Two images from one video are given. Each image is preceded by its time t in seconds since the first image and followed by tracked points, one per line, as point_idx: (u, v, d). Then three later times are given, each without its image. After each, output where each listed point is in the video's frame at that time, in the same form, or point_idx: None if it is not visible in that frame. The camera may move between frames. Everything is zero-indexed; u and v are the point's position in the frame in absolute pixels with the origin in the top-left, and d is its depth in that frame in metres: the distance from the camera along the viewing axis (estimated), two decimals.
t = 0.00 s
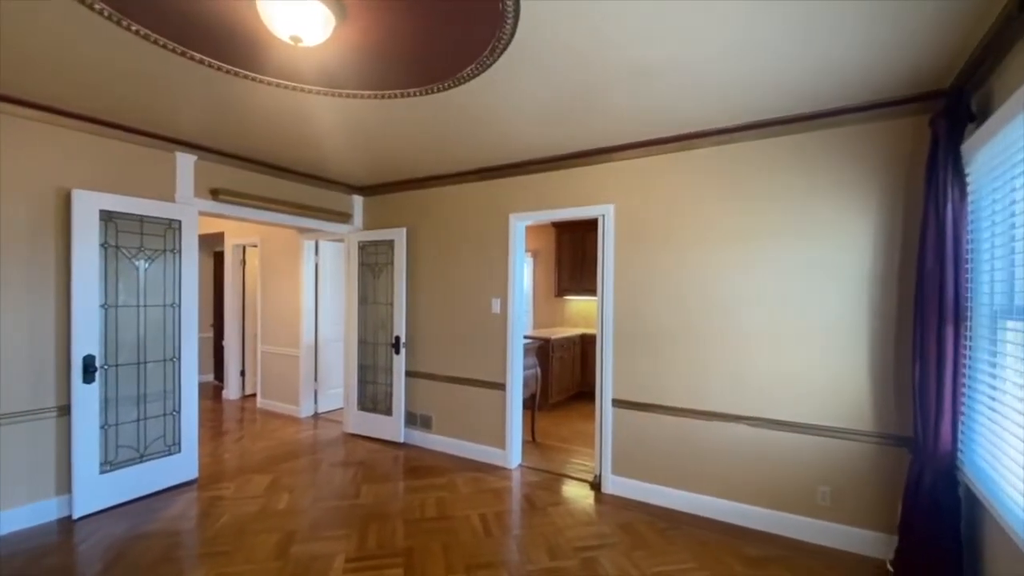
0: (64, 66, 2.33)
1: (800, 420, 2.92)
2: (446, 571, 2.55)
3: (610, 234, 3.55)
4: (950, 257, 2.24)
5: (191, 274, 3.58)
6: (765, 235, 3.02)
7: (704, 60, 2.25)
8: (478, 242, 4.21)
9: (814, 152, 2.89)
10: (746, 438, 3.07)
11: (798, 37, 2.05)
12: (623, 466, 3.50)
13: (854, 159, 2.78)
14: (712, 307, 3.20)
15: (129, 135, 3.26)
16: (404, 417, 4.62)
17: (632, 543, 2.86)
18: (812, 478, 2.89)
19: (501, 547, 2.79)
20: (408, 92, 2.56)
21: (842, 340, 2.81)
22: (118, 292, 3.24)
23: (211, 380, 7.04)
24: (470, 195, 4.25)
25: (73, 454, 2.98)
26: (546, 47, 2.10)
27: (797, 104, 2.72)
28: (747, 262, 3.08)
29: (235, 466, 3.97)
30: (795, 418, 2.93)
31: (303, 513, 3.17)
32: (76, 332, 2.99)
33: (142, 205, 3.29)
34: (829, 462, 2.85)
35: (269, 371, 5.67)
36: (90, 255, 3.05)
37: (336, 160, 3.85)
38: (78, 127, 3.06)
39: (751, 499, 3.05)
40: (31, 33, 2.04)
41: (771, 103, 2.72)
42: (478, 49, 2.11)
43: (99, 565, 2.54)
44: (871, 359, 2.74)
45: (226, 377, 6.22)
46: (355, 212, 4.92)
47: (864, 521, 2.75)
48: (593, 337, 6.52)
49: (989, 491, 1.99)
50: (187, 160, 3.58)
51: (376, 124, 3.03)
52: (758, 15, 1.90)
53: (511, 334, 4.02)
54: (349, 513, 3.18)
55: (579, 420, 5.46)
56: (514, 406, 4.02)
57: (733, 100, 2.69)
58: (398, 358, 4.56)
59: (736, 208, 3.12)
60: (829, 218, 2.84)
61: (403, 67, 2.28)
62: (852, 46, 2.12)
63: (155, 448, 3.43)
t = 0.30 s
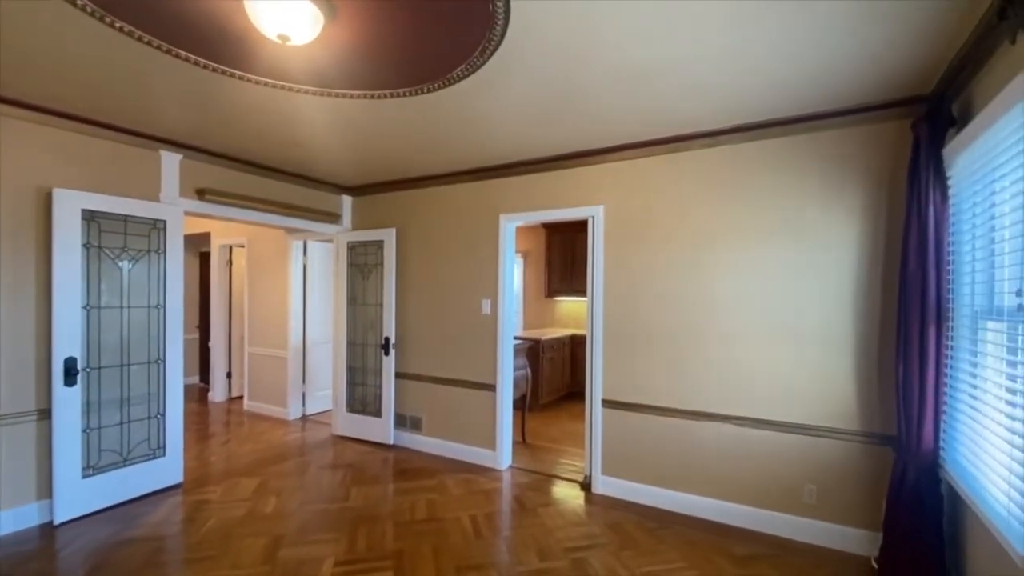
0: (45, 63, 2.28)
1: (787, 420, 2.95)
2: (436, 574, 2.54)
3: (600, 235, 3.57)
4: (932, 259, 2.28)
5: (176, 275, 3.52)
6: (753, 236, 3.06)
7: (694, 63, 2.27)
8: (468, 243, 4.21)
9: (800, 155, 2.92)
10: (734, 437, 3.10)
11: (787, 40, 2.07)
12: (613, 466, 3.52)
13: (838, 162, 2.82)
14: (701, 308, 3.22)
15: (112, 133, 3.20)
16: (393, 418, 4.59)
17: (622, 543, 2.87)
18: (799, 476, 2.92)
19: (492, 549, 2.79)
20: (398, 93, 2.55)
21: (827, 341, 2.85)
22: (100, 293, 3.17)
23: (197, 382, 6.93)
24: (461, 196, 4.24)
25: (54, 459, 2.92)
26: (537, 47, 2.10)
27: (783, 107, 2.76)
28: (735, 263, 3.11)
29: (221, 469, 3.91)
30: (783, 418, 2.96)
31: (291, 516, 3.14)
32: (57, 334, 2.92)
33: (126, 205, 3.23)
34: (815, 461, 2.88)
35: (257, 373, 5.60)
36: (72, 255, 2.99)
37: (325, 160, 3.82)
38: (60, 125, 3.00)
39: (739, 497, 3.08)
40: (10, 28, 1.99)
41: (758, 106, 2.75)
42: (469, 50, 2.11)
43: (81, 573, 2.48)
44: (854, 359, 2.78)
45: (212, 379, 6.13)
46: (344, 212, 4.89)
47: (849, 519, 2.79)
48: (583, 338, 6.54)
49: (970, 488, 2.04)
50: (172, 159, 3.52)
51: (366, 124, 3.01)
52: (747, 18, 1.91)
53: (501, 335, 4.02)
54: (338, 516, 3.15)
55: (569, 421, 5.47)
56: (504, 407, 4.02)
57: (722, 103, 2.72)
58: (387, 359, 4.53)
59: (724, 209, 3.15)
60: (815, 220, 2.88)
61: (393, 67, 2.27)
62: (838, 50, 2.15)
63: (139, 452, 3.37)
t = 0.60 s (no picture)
0: (32, 61, 2.25)
1: (777, 420, 2.97)
2: None
3: (593, 236, 3.57)
4: (921, 260, 2.31)
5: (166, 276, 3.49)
6: (745, 238, 3.08)
7: (686, 65, 2.28)
8: (462, 244, 4.20)
9: (791, 157, 2.95)
10: (726, 438, 3.11)
11: (778, 42, 2.09)
12: (606, 467, 3.52)
13: (828, 164, 2.85)
14: (693, 309, 3.23)
15: (100, 132, 3.16)
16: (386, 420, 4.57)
17: (615, 543, 2.88)
18: (790, 476, 2.94)
19: (485, 550, 2.78)
20: (390, 93, 2.54)
21: (817, 341, 2.87)
22: (89, 294, 3.14)
23: (187, 385, 6.86)
24: (454, 197, 4.23)
25: (40, 462, 2.88)
26: (530, 48, 2.10)
27: (775, 109, 2.78)
28: (727, 264, 3.12)
29: (212, 472, 3.87)
30: (775, 418, 2.98)
31: (283, 519, 3.11)
32: (44, 335, 2.88)
33: (114, 205, 3.20)
34: (807, 461, 2.90)
35: (248, 375, 5.55)
36: (60, 256, 2.95)
37: (318, 160, 3.79)
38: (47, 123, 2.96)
39: (731, 497, 3.09)
40: None
41: (750, 108, 2.77)
42: (462, 50, 2.10)
43: None
44: (844, 360, 2.81)
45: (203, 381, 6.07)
46: (336, 213, 4.86)
47: (840, 518, 2.81)
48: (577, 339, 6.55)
49: (958, 487, 2.06)
50: (162, 158, 3.49)
51: (359, 125, 3.00)
52: (740, 21, 1.92)
53: (495, 336, 4.02)
54: (330, 519, 3.13)
55: (563, 422, 5.47)
56: (497, 408, 4.01)
57: (714, 105, 2.73)
58: (380, 361, 4.51)
59: (716, 211, 3.16)
60: (806, 221, 2.90)
61: (385, 67, 2.26)
62: (829, 53, 2.17)
63: (128, 454, 3.33)
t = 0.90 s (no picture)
0: (25, 61, 2.23)
1: (773, 420, 2.97)
2: None
3: (589, 237, 3.57)
4: (915, 261, 2.31)
5: (161, 277, 3.47)
6: (742, 239, 3.08)
7: (683, 65, 2.28)
8: (458, 246, 4.19)
9: (787, 158, 2.96)
10: (723, 438, 3.11)
11: (773, 43, 2.09)
12: (603, 468, 3.51)
13: (823, 165, 2.86)
14: (690, 310, 3.23)
15: (94, 132, 3.15)
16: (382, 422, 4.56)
17: (612, 545, 2.87)
18: (787, 477, 2.94)
19: (481, 553, 2.77)
20: (386, 94, 2.54)
21: (813, 342, 2.88)
22: (82, 295, 3.11)
23: (182, 386, 6.82)
24: (451, 198, 4.23)
25: (33, 465, 2.85)
26: (527, 49, 2.10)
27: (770, 111, 2.79)
28: (723, 265, 3.13)
29: (207, 474, 3.85)
30: (771, 419, 2.98)
31: (278, 522, 3.09)
32: (37, 337, 2.86)
33: (109, 205, 3.18)
34: (804, 462, 2.90)
35: (244, 377, 5.53)
36: (53, 257, 2.93)
37: (314, 161, 3.78)
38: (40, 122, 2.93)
39: (728, 498, 3.09)
40: None
41: (746, 110, 2.77)
42: (459, 51, 2.10)
43: None
44: (839, 360, 2.81)
45: (198, 382, 6.04)
46: (333, 213, 4.86)
47: (836, 519, 2.81)
48: (574, 340, 6.55)
49: (954, 487, 2.06)
50: (157, 159, 3.47)
51: (355, 126, 2.99)
52: (736, 22, 1.93)
53: (491, 337, 4.01)
54: (325, 521, 3.12)
55: (559, 423, 5.47)
56: (494, 409, 4.01)
57: (710, 106, 2.74)
58: (377, 363, 4.49)
59: (714, 212, 3.16)
60: (802, 223, 2.91)
61: (382, 68, 2.26)
62: (824, 54, 2.17)
63: (122, 457, 3.31)
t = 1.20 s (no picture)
0: (22, 62, 2.24)
1: (770, 422, 2.97)
2: None
3: (587, 239, 3.57)
4: (913, 263, 2.32)
5: (158, 279, 3.47)
6: (739, 241, 3.08)
7: (679, 67, 2.29)
8: (456, 247, 4.19)
9: (784, 160, 2.96)
10: (721, 440, 3.11)
11: (770, 44, 2.10)
12: (601, 471, 3.51)
13: (820, 167, 2.86)
14: (688, 312, 3.23)
15: (92, 134, 3.14)
16: (381, 424, 4.55)
17: (610, 547, 2.86)
18: (785, 479, 2.94)
19: (479, 555, 2.77)
20: (384, 95, 2.54)
21: (811, 344, 2.88)
22: (79, 297, 3.11)
23: (181, 388, 6.81)
24: (449, 200, 4.23)
25: (29, 467, 2.84)
26: (524, 50, 2.10)
27: (767, 113, 2.79)
28: (721, 266, 3.13)
29: (205, 476, 3.84)
30: (770, 421, 2.98)
31: (276, 524, 3.09)
32: (34, 338, 2.86)
33: (106, 207, 3.17)
34: (802, 464, 2.89)
35: (242, 379, 5.52)
36: (51, 259, 2.93)
37: (312, 162, 3.78)
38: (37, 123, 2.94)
39: (726, 501, 3.08)
40: None
41: (743, 111, 2.78)
42: (456, 53, 2.10)
43: None
44: (838, 363, 2.81)
45: (197, 384, 6.04)
46: (331, 215, 4.86)
47: (834, 522, 2.81)
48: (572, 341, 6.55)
49: (951, 490, 2.06)
50: (155, 161, 3.48)
51: (353, 127, 2.99)
52: (732, 23, 1.93)
53: (490, 339, 4.01)
54: (323, 523, 3.11)
55: (558, 425, 5.47)
56: (492, 411, 4.01)
57: (708, 108, 2.74)
58: (375, 364, 4.49)
59: (711, 214, 3.16)
60: (800, 225, 2.91)
61: (379, 69, 2.26)
62: (820, 56, 2.18)
63: (119, 459, 3.30)
